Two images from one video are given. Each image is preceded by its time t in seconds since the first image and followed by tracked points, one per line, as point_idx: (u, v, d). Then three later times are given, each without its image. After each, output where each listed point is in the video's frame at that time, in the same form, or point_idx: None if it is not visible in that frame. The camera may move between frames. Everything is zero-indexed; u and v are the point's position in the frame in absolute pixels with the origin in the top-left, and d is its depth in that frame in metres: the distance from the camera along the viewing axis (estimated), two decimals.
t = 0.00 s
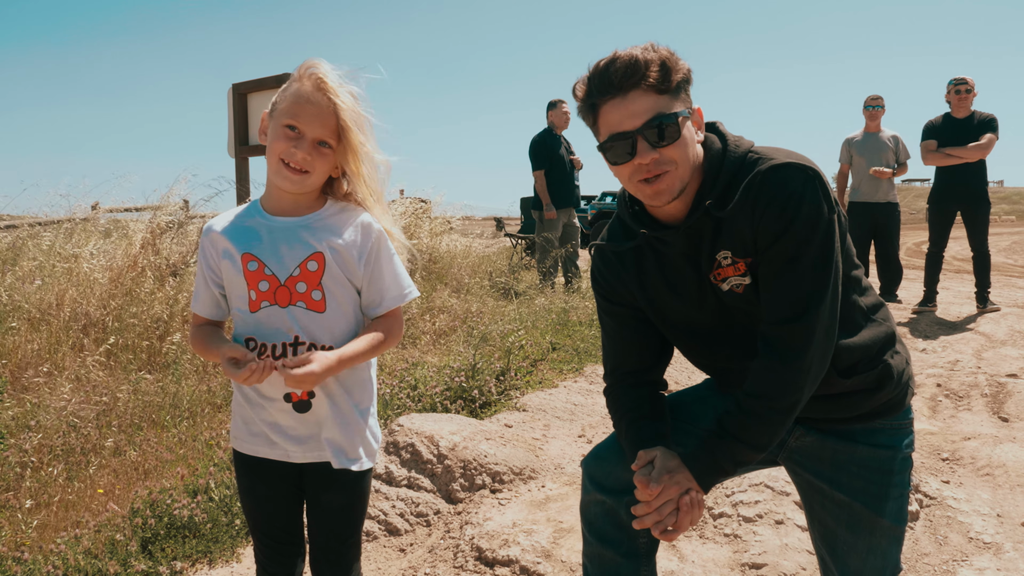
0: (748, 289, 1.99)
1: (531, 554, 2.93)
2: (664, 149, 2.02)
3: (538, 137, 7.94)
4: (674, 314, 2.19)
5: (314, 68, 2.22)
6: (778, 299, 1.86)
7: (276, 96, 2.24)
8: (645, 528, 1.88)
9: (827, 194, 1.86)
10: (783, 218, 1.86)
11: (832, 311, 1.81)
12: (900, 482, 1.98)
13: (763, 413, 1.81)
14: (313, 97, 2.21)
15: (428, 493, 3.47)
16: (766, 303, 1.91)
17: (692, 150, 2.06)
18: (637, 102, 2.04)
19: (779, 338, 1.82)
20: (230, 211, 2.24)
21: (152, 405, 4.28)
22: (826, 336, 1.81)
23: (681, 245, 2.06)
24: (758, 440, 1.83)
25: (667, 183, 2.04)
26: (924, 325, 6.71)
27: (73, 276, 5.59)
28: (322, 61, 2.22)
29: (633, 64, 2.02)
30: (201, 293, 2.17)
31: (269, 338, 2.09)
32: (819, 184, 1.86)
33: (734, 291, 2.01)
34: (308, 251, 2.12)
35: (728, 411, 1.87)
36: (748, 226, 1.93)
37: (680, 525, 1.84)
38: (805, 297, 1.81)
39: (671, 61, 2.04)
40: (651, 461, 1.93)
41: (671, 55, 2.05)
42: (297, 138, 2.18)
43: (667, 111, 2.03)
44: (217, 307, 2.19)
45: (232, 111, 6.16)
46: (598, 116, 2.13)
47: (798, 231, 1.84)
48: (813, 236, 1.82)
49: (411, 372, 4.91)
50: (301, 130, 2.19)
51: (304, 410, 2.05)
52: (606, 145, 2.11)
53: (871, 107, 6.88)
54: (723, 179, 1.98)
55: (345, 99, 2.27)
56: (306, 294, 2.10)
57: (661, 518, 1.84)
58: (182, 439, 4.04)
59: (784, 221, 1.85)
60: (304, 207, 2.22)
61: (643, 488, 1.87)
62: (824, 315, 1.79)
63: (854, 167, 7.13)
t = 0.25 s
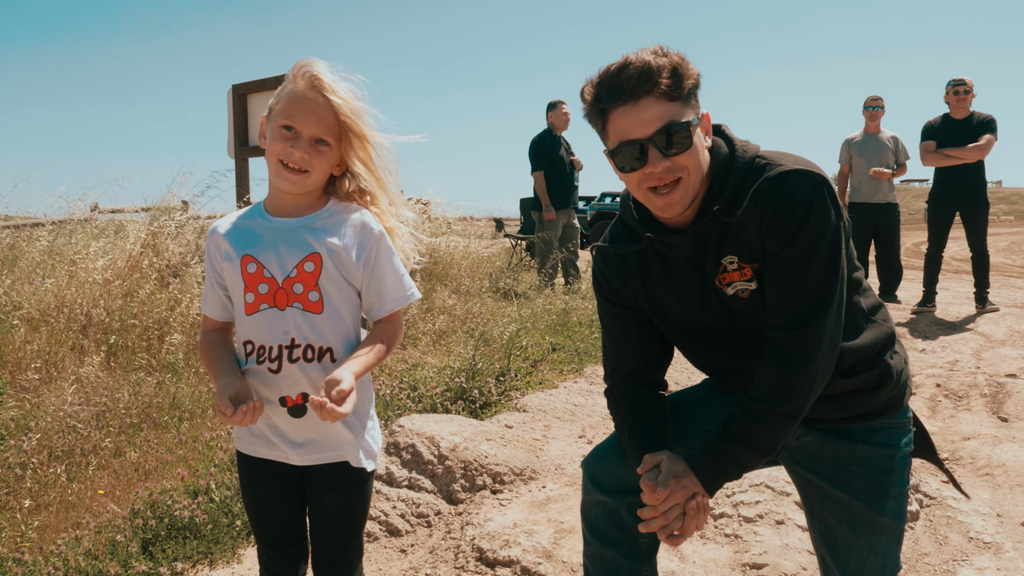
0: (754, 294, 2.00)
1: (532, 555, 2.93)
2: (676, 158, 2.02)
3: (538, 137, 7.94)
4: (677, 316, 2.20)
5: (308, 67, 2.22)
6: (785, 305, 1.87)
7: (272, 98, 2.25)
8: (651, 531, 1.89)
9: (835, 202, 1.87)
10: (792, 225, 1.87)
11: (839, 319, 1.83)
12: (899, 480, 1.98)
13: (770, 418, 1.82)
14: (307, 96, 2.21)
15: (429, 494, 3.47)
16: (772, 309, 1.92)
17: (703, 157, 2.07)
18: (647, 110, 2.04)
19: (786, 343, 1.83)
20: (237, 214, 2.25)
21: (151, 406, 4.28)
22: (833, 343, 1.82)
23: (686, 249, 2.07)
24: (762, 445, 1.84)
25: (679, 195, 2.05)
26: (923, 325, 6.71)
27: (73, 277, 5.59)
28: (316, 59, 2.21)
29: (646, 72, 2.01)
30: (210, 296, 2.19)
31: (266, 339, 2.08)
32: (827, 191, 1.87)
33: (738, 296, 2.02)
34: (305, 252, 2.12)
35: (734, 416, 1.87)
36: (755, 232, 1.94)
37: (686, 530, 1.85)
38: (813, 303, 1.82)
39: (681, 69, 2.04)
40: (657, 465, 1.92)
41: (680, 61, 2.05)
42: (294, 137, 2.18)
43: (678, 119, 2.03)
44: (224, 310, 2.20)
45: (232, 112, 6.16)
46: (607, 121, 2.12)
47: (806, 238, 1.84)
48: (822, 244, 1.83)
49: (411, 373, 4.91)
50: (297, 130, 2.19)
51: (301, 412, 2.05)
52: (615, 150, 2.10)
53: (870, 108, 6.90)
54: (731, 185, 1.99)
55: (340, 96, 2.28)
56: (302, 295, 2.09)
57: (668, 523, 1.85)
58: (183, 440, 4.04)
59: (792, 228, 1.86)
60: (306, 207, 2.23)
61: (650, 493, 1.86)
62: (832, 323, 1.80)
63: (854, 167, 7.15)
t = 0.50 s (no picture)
0: (753, 293, 2.01)
1: (533, 555, 2.94)
2: (673, 157, 2.03)
3: (538, 138, 7.95)
4: (678, 315, 2.21)
5: (304, 67, 2.22)
6: (783, 304, 1.87)
7: (269, 99, 2.24)
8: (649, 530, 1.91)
9: (832, 199, 1.88)
10: (789, 224, 1.87)
11: (837, 317, 1.83)
12: (901, 480, 1.99)
13: (768, 417, 1.82)
14: (308, 97, 2.21)
15: (429, 494, 3.47)
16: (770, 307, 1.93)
17: (701, 155, 2.07)
18: (644, 109, 2.04)
19: (784, 342, 1.84)
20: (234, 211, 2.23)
21: (151, 406, 4.27)
22: (831, 341, 1.82)
23: (686, 249, 2.08)
24: (760, 443, 1.84)
25: (674, 190, 2.05)
26: (922, 325, 6.72)
27: (72, 278, 5.59)
28: (313, 59, 2.22)
29: (643, 71, 2.01)
30: (206, 293, 2.15)
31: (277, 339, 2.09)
32: (824, 189, 1.87)
33: (738, 294, 2.03)
34: (313, 251, 2.13)
35: (733, 415, 1.87)
36: (753, 231, 1.95)
37: (684, 529, 1.87)
38: (811, 303, 1.82)
39: (679, 67, 2.04)
40: (656, 463, 1.95)
41: (678, 60, 2.05)
42: (297, 139, 2.19)
43: (675, 118, 2.04)
44: (223, 308, 2.17)
45: (231, 113, 6.16)
46: (605, 121, 2.13)
47: (804, 237, 1.85)
48: (819, 242, 1.84)
49: (411, 373, 4.91)
50: (300, 132, 2.20)
51: (308, 412, 2.05)
52: (614, 150, 2.11)
53: (869, 108, 6.90)
54: (729, 183, 1.99)
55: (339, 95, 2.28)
56: (313, 293, 2.11)
57: (665, 521, 1.87)
58: (183, 441, 4.05)
59: (790, 226, 1.87)
60: (310, 207, 2.23)
61: (648, 491, 1.88)
62: (830, 321, 1.81)
63: (853, 168, 7.16)
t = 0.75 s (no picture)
0: (746, 294, 2.01)
1: (533, 555, 2.94)
2: (661, 158, 2.04)
3: (538, 138, 7.95)
4: (674, 316, 2.21)
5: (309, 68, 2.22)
6: (774, 306, 1.87)
7: (272, 99, 2.23)
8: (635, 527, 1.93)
9: (823, 199, 1.86)
10: (780, 225, 1.86)
11: (828, 319, 1.82)
12: (900, 483, 1.99)
13: (757, 418, 1.82)
14: (316, 98, 2.21)
15: (429, 494, 3.47)
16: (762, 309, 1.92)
17: (692, 158, 2.08)
18: (633, 113, 2.05)
19: (774, 344, 1.83)
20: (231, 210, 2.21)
21: (150, 406, 4.27)
22: (822, 343, 1.81)
23: (681, 250, 2.08)
24: (751, 445, 1.83)
25: (664, 193, 2.06)
26: (921, 326, 6.73)
27: (71, 278, 5.58)
28: (317, 60, 2.21)
29: (631, 74, 2.02)
30: (207, 293, 2.10)
31: (288, 339, 2.09)
32: (815, 190, 1.86)
33: (731, 296, 2.03)
34: (323, 250, 2.15)
35: (723, 416, 1.87)
36: (744, 232, 1.94)
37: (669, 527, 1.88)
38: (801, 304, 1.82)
39: (668, 70, 2.05)
40: (645, 463, 1.94)
41: (667, 62, 2.06)
42: (305, 140, 2.19)
43: (664, 121, 2.04)
44: (225, 308, 2.13)
45: (231, 113, 6.16)
46: (596, 125, 2.14)
47: (794, 238, 1.84)
48: (810, 244, 1.83)
49: (411, 374, 4.91)
50: (309, 132, 2.20)
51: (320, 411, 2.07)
52: (606, 152, 2.12)
53: (869, 109, 6.91)
54: (722, 184, 1.99)
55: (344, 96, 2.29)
56: (324, 293, 2.12)
57: (650, 520, 1.88)
58: (182, 441, 4.05)
59: (780, 227, 1.86)
60: (313, 208, 2.24)
61: (634, 490, 1.89)
62: (820, 322, 1.80)
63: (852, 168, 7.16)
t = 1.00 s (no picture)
0: (738, 294, 2.00)
1: (532, 555, 2.94)
2: (649, 160, 2.03)
3: (537, 138, 7.94)
4: (671, 316, 2.21)
5: (316, 69, 2.23)
6: (762, 304, 1.86)
7: (278, 98, 2.22)
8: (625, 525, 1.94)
9: (813, 198, 1.85)
10: (768, 223, 1.86)
11: (818, 318, 1.81)
12: (898, 485, 1.99)
13: (745, 417, 1.81)
14: (326, 100, 2.22)
15: (428, 495, 3.47)
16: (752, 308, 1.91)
17: (681, 158, 2.07)
18: (621, 113, 2.05)
19: (763, 343, 1.82)
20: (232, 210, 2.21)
21: (149, 407, 4.26)
22: (812, 342, 1.80)
23: (674, 249, 2.08)
24: (740, 444, 1.82)
25: (654, 195, 2.06)
26: (919, 326, 6.74)
27: (70, 278, 5.58)
28: (324, 60, 2.23)
29: (618, 76, 2.03)
30: (209, 293, 2.09)
31: (294, 339, 2.08)
32: (805, 189, 1.85)
33: (724, 296, 2.02)
34: (330, 251, 2.15)
35: (712, 414, 1.87)
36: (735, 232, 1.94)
37: (657, 525, 1.87)
38: (789, 302, 1.80)
39: (656, 71, 2.06)
40: (633, 460, 1.97)
41: (656, 63, 2.07)
42: (314, 139, 2.19)
43: (652, 121, 2.04)
44: (227, 309, 2.12)
45: (230, 113, 6.15)
46: (586, 126, 2.15)
47: (782, 237, 1.83)
48: (799, 242, 1.81)
49: (410, 374, 4.91)
50: (318, 132, 2.20)
51: (323, 411, 2.07)
52: (596, 153, 2.12)
53: (867, 110, 6.92)
54: (713, 184, 1.99)
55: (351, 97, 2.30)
56: (331, 294, 2.12)
57: (638, 516, 1.88)
58: (181, 441, 4.04)
59: (769, 226, 1.85)
60: (317, 208, 2.24)
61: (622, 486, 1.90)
62: (809, 321, 1.78)
63: (850, 169, 7.17)
